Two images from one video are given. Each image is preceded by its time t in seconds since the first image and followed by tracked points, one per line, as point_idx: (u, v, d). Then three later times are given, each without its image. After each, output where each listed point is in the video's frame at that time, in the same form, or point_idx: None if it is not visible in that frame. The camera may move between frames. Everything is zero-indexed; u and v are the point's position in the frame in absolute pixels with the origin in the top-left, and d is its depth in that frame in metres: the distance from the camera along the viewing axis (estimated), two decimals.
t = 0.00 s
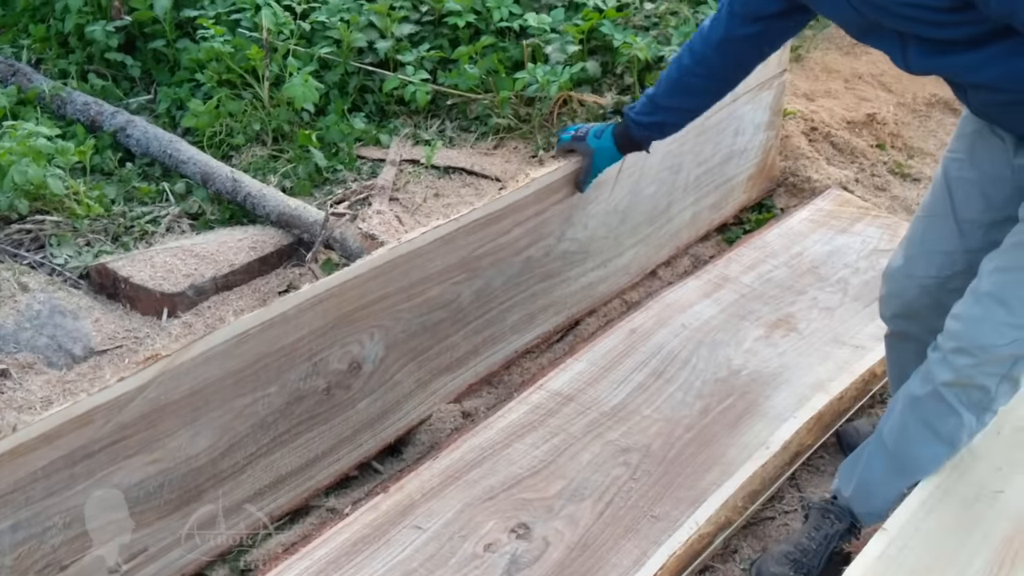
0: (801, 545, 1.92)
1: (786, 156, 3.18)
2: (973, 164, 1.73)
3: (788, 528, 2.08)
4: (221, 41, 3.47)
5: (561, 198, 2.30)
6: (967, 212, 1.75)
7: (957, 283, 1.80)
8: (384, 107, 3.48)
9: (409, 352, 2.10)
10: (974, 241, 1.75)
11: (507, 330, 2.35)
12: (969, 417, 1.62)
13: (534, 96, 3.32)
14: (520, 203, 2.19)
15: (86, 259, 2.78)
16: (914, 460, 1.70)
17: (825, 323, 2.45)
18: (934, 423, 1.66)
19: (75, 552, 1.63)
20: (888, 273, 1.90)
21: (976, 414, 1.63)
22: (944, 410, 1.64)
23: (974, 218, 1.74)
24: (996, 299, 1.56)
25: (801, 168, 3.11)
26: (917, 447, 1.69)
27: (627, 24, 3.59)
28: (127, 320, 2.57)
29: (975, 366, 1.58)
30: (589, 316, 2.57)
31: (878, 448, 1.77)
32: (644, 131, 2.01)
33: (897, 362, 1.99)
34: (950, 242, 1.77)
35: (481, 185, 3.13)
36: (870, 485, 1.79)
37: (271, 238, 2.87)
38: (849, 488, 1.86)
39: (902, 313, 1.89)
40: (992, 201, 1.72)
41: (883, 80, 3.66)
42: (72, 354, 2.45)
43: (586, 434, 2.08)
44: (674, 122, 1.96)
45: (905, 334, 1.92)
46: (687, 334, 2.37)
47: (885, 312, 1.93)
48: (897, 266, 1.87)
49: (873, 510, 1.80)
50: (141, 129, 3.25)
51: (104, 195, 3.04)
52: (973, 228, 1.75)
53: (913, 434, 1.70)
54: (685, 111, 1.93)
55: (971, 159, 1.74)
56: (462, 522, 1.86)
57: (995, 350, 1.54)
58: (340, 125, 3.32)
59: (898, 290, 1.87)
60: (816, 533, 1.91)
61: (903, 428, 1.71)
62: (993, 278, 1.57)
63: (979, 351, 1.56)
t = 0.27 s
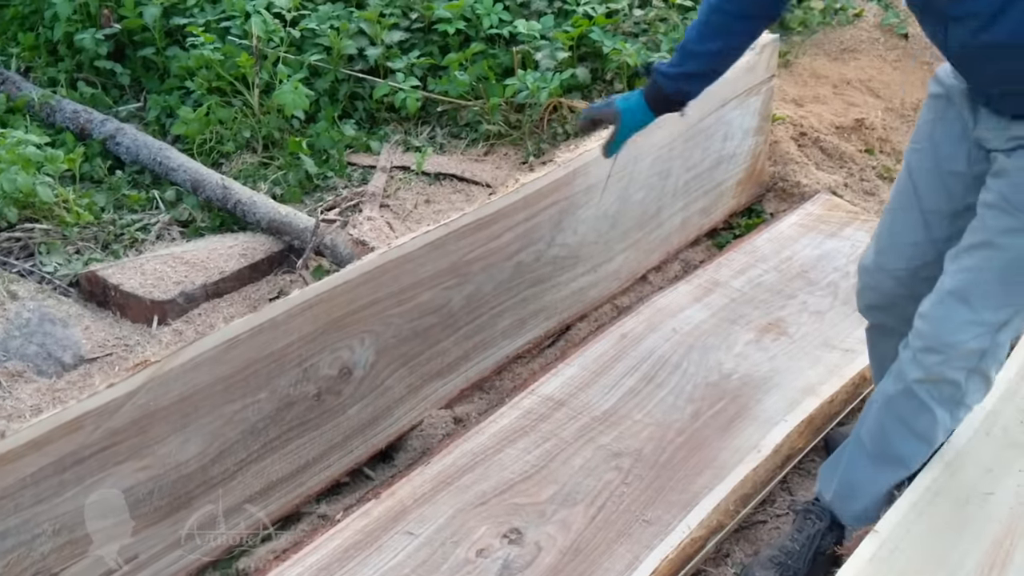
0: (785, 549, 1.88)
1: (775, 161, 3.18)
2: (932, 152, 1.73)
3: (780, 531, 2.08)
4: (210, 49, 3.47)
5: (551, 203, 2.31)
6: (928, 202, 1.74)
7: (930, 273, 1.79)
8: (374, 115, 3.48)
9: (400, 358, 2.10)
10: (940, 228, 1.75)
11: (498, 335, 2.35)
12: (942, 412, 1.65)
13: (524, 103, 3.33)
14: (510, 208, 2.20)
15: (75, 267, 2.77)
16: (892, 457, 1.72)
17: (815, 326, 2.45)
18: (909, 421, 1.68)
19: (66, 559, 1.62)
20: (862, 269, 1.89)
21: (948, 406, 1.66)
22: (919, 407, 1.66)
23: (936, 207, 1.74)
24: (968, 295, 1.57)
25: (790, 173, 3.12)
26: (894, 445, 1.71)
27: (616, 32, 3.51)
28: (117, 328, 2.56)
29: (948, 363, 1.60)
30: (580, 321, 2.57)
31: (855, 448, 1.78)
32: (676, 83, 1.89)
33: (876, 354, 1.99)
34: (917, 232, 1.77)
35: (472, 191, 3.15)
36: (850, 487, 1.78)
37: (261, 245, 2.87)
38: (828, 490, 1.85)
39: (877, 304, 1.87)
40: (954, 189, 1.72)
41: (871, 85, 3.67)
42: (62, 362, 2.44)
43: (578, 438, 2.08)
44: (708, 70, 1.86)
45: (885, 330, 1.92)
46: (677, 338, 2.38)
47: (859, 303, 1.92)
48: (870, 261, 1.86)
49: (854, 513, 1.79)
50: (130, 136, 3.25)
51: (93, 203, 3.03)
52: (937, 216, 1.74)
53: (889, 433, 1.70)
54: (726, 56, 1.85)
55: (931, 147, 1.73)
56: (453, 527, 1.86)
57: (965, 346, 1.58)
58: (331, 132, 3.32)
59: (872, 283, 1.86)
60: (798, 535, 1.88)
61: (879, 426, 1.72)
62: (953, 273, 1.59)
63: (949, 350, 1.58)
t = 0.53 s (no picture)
0: (786, 546, 1.88)
1: (770, 161, 3.19)
2: (907, 119, 1.70)
3: (779, 529, 2.07)
4: (204, 51, 3.45)
5: (548, 203, 2.31)
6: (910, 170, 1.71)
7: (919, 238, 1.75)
8: (368, 116, 3.47)
9: (397, 358, 2.09)
10: (923, 192, 1.72)
11: (496, 335, 2.34)
12: (938, 381, 1.64)
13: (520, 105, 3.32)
14: (507, 207, 2.19)
15: (70, 269, 2.75)
16: (893, 435, 1.71)
17: (813, 325, 2.45)
18: (907, 397, 1.66)
19: (62, 561, 1.61)
20: (852, 241, 1.85)
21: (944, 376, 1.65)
22: (915, 379, 1.64)
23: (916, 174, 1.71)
24: (956, 263, 1.56)
25: (786, 173, 3.12)
26: (893, 423, 1.69)
27: (610, 33, 3.51)
28: (112, 330, 2.55)
29: (941, 332, 1.59)
30: (578, 321, 2.56)
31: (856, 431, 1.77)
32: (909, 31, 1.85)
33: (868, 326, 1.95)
34: (900, 199, 1.74)
35: (467, 193, 3.15)
36: (856, 472, 1.77)
37: (257, 246, 2.86)
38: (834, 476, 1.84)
39: (870, 275, 1.84)
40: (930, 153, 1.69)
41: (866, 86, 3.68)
42: (57, 364, 2.42)
43: (576, 438, 2.07)
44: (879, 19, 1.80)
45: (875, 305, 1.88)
46: (675, 337, 2.37)
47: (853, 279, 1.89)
48: (859, 232, 1.82)
49: (865, 497, 1.78)
50: (125, 139, 3.24)
51: (87, 205, 3.02)
52: (919, 182, 1.71)
53: (887, 411, 1.69)
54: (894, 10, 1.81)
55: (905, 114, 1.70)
56: (452, 526, 1.85)
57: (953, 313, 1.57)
58: (326, 134, 3.32)
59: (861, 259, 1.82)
60: (799, 531, 1.87)
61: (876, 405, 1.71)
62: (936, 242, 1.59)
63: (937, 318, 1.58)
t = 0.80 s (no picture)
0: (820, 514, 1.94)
1: (774, 158, 3.17)
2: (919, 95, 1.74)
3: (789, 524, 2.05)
4: (204, 48, 3.43)
5: (554, 197, 2.29)
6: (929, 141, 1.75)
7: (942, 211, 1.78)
8: (369, 114, 3.46)
9: (403, 352, 2.07)
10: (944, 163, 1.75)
11: (501, 331, 2.32)
12: (951, 356, 1.67)
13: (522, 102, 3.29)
14: (512, 201, 2.18)
15: (70, 266, 2.73)
16: (913, 408, 1.75)
17: (820, 320, 2.44)
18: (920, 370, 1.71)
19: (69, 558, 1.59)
20: (876, 214, 1.90)
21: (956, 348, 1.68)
22: (925, 354, 1.69)
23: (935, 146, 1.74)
24: (949, 235, 1.59)
25: (790, 169, 3.11)
26: (912, 397, 1.74)
27: (612, 30, 3.48)
28: (113, 327, 2.53)
29: (939, 306, 1.63)
30: (583, 316, 2.55)
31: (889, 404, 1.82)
32: None
33: (896, 298, 1.98)
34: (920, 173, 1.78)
35: (470, 189, 3.13)
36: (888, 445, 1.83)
37: (258, 243, 2.84)
38: (873, 448, 1.89)
39: (893, 245, 1.88)
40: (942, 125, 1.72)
41: (868, 82, 3.66)
42: (58, 361, 2.39)
43: (584, 433, 2.05)
44: None
45: (895, 275, 1.91)
46: (681, 332, 2.36)
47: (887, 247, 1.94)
48: (881, 205, 1.88)
49: (896, 469, 1.83)
50: (124, 136, 3.21)
51: (87, 202, 2.99)
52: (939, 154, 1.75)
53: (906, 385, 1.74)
54: None
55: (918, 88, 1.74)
56: (460, 521, 1.83)
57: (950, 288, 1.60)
58: (327, 131, 3.30)
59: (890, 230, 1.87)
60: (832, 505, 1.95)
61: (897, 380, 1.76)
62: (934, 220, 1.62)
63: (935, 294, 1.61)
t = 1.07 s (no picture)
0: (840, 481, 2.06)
1: (782, 150, 3.16)
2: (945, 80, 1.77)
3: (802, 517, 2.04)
4: (208, 40, 3.40)
5: (565, 187, 2.27)
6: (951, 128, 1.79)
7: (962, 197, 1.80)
8: (374, 107, 3.41)
9: (413, 343, 2.05)
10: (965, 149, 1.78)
11: (511, 322, 2.31)
12: (953, 335, 1.71)
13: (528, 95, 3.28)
14: (523, 191, 2.16)
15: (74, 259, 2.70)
16: (921, 385, 1.80)
17: (831, 312, 2.42)
18: (926, 347, 1.75)
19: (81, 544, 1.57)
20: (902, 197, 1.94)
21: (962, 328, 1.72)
22: (930, 330, 1.73)
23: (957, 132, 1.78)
24: (949, 214, 1.64)
25: (798, 162, 3.10)
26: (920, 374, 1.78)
27: (617, 23, 3.48)
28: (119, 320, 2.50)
29: (940, 283, 1.68)
30: (592, 309, 2.53)
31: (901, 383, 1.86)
32: None
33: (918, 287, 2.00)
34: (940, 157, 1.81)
35: (477, 182, 3.10)
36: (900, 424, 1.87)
37: (264, 236, 2.82)
38: (892, 422, 1.95)
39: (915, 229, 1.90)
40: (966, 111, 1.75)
41: (875, 76, 3.65)
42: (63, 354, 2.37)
43: (596, 424, 2.03)
44: None
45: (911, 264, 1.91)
46: (693, 324, 2.34)
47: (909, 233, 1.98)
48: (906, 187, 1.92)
49: (908, 447, 1.87)
50: (128, 128, 3.18)
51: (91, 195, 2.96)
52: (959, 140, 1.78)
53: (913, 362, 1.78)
54: None
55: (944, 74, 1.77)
56: (472, 513, 1.82)
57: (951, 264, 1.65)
58: (332, 125, 3.25)
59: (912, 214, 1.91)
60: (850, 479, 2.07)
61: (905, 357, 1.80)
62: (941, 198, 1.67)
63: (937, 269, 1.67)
